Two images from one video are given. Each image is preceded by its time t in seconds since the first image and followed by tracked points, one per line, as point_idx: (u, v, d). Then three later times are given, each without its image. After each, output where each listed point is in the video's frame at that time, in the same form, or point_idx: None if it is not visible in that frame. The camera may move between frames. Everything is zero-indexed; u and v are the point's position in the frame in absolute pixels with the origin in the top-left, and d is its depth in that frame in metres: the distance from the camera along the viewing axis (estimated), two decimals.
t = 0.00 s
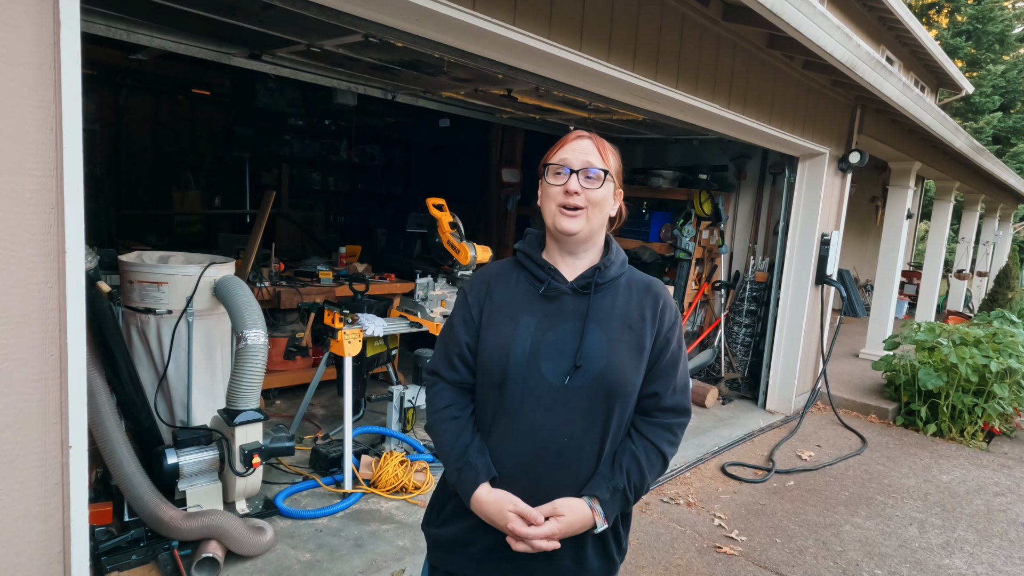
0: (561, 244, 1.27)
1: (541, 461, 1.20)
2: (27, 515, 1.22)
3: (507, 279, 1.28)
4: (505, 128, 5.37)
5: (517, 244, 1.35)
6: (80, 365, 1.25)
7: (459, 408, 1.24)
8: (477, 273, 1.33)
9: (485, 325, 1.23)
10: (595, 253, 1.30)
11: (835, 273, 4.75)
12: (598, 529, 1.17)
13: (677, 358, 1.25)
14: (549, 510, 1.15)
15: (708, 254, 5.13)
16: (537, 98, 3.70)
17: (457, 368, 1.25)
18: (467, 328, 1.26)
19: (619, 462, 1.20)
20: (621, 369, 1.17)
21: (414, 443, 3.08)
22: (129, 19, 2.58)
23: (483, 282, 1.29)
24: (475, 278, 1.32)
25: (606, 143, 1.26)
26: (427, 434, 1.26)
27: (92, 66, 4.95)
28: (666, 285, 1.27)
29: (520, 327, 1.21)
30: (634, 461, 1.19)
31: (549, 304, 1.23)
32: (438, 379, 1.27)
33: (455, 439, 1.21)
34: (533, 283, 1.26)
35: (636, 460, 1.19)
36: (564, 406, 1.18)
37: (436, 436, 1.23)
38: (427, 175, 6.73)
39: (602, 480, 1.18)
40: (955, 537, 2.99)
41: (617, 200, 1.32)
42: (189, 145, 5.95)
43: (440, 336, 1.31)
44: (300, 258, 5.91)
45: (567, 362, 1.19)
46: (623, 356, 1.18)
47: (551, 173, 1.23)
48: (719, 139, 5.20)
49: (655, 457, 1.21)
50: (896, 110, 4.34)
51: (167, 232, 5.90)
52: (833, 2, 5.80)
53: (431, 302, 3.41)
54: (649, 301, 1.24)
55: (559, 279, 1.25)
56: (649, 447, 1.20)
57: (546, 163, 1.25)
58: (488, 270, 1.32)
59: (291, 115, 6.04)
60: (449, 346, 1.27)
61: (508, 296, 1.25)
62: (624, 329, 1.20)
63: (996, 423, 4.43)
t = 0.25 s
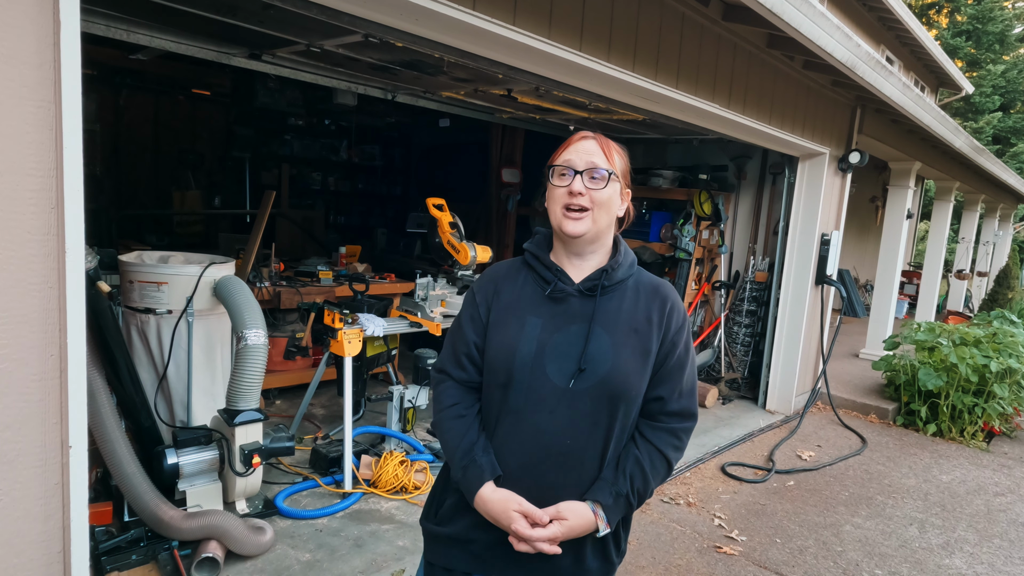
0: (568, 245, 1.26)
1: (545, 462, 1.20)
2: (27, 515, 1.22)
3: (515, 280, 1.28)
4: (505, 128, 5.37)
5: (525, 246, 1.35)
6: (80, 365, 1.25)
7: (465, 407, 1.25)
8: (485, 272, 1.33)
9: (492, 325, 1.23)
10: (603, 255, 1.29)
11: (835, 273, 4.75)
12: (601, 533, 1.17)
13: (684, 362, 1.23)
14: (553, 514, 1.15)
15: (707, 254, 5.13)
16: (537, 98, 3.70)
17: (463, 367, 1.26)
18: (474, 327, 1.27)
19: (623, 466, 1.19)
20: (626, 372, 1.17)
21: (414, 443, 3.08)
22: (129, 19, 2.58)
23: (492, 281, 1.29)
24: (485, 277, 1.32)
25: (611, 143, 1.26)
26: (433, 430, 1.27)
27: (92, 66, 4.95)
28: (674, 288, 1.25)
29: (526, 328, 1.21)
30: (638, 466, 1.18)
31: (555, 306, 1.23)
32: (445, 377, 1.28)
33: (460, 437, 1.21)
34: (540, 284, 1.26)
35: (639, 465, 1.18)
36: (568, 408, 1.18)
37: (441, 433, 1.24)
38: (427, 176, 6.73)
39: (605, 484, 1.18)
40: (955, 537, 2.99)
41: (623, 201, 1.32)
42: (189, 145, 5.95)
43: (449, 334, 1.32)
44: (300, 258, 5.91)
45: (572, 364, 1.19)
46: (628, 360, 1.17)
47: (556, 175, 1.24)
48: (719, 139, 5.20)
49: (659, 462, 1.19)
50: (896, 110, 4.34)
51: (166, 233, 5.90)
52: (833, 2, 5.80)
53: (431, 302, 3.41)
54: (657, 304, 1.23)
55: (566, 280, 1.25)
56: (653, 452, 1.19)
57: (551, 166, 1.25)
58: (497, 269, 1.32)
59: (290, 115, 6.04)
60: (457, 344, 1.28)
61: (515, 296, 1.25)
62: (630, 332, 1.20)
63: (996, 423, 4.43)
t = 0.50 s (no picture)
0: (573, 240, 1.26)
1: (533, 461, 1.20)
2: (27, 515, 1.22)
3: (510, 276, 1.28)
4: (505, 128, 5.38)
5: (523, 242, 1.34)
6: (80, 365, 1.25)
7: (455, 402, 1.26)
8: (482, 267, 1.33)
9: (485, 321, 1.23)
10: (603, 252, 1.30)
11: (835, 273, 4.75)
12: (585, 532, 1.17)
13: (675, 365, 1.23)
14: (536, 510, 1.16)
15: (707, 254, 5.13)
16: (537, 98, 3.70)
17: (456, 361, 1.26)
18: (468, 322, 1.27)
19: (609, 466, 1.19)
20: (616, 373, 1.17)
21: (414, 443, 3.08)
22: (129, 19, 2.58)
23: (488, 277, 1.29)
24: (482, 272, 1.32)
25: (620, 144, 1.29)
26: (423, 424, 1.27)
27: (92, 66, 4.95)
28: (669, 291, 1.25)
29: (519, 325, 1.20)
30: (624, 466, 1.19)
31: (548, 303, 1.23)
32: (438, 370, 1.29)
33: (448, 431, 1.22)
34: (535, 281, 1.26)
35: (626, 465, 1.19)
36: (557, 407, 1.18)
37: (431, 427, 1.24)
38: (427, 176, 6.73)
39: (591, 485, 1.18)
40: (955, 537, 2.99)
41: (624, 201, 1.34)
42: (189, 145, 5.95)
43: (443, 328, 1.32)
44: (300, 258, 5.91)
45: (563, 363, 1.19)
46: (618, 361, 1.17)
47: (567, 167, 1.23)
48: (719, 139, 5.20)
49: (646, 463, 1.20)
50: (896, 110, 4.34)
51: (167, 232, 5.90)
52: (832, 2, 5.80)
53: (431, 302, 3.41)
54: (651, 306, 1.22)
55: (561, 278, 1.24)
56: (641, 453, 1.19)
57: (561, 158, 1.25)
58: (494, 264, 1.32)
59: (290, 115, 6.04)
60: (450, 338, 1.28)
61: (509, 293, 1.25)
62: (622, 333, 1.19)
63: (996, 423, 4.43)
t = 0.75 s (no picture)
0: (551, 230, 1.25)
1: (519, 452, 1.20)
2: (26, 515, 1.22)
3: (489, 269, 1.27)
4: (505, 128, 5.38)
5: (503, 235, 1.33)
6: (80, 364, 1.25)
7: (439, 396, 1.25)
8: (461, 261, 1.32)
9: (467, 314, 1.23)
10: (582, 244, 1.29)
11: (835, 273, 4.75)
12: (574, 521, 1.17)
13: (657, 352, 1.25)
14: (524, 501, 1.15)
15: (708, 253, 5.13)
16: (537, 98, 3.70)
17: (438, 356, 1.25)
18: (449, 316, 1.26)
19: (595, 455, 1.20)
20: (599, 361, 1.17)
21: (414, 443, 3.08)
22: (129, 19, 2.57)
23: (467, 270, 1.28)
24: (460, 267, 1.31)
25: (600, 139, 1.29)
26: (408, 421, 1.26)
27: (92, 66, 4.95)
28: (647, 280, 1.26)
29: (500, 317, 1.20)
30: (610, 454, 1.19)
31: (529, 294, 1.22)
32: (420, 366, 1.27)
33: (434, 426, 1.21)
34: (515, 273, 1.25)
35: (611, 453, 1.19)
36: (541, 397, 1.18)
37: (416, 422, 1.23)
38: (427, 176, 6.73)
39: (578, 473, 1.18)
40: (955, 537, 2.99)
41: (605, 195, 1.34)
42: (189, 145, 5.94)
43: (423, 324, 1.31)
44: (300, 258, 5.91)
45: (545, 353, 1.19)
46: (600, 348, 1.18)
47: (547, 157, 1.24)
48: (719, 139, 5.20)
49: (631, 450, 1.21)
50: (896, 109, 4.34)
51: (167, 233, 5.90)
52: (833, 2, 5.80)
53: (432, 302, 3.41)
54: (630, 294, 1.24)
55: (541, 269, 1.24)
56: (626, 440, 1.20)
57: (542, 149, 1.25)
58: (472, 259, 1.31)
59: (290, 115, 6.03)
60: (431, 334, 1.27)
61: (490, 285, 1.24)
62: (602, 320, 1.20)
63: (996, 423, 4.43)
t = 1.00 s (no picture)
0: (529, 232, 1.26)
1: (507, 451, 1.20)
2: (26, 515, 1.22)
3: (470, 271, 1.27)
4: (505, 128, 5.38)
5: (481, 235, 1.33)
6: (80, 365, 1.25)
7: (425, 401, 1.24)
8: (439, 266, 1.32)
9: (450, 316, 1.22)
10: (560, 243, 1.30)
11: (835, 273, 4.76)
12: (564, 514, 1.18)
13: (637, 344, 1.27)
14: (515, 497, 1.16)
15: (707, 254, 5.13)
16: (537, 98, 3.70)
17: (422, 360, 1.25)
18: (431, 319, 1.25)
19: (583, 448, 1.21)
20: (584, 355, 1.18)
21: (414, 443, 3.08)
22: (129, 19, 2.58)
23: (446, 274, 1.28)
24: (439, 271, 1.30)
25: (577, 141, 1.28)
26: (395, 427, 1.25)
27: (92, 66, 4.95)
28: (625, 274, 1.28)
29: (483, 317, 1.20)
30: (598, 446, 1.20)
31: (511, 294, 1.22)
32: (404, 371, 1.26)
33: (421, 430, 1.21)
34: (495, 274, 1.25)
35: (600, 445, 1.21)
36: (528, 394, 1.19)
37: (404, 428, 1.22)
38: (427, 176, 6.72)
39: (568, 467, 1.19)
40: (955, 537, 2.99)
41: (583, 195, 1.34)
42: (189, 145, 5.94)
43: (405, 330, 1.29)
44: (301, 258, 5.92)
45: (530, 350, 1.19)
46: (585, 342, 1.19)
47: (524, 163, 1.23)
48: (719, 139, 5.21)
49: (618, 440, 1.22)
50: (896, 109, 4.34)
51: (167, 233, 5.91)
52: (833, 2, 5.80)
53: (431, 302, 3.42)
54: (610, 288, 1.25)
55: (521, 269, 1.24)
56: (613, 432, 1.22)
57: (520, 154, 1.24)
58: (451, 262, 1.31)
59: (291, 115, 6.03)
60: (414, 339, 1.26)
61: (471, 286, 1.24)
62: (585, 315, 1.21)
63: (996, 423, 4.43)
